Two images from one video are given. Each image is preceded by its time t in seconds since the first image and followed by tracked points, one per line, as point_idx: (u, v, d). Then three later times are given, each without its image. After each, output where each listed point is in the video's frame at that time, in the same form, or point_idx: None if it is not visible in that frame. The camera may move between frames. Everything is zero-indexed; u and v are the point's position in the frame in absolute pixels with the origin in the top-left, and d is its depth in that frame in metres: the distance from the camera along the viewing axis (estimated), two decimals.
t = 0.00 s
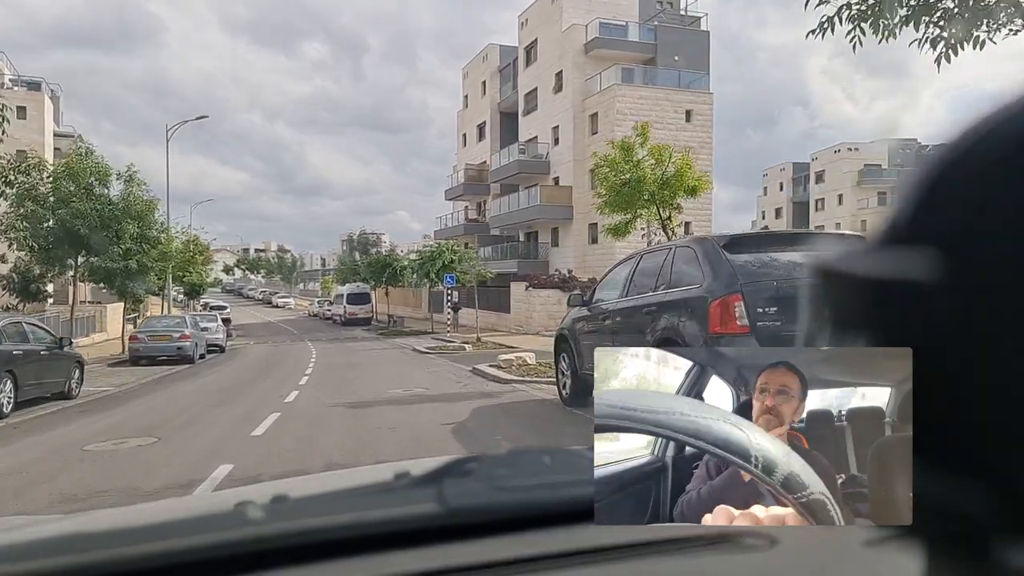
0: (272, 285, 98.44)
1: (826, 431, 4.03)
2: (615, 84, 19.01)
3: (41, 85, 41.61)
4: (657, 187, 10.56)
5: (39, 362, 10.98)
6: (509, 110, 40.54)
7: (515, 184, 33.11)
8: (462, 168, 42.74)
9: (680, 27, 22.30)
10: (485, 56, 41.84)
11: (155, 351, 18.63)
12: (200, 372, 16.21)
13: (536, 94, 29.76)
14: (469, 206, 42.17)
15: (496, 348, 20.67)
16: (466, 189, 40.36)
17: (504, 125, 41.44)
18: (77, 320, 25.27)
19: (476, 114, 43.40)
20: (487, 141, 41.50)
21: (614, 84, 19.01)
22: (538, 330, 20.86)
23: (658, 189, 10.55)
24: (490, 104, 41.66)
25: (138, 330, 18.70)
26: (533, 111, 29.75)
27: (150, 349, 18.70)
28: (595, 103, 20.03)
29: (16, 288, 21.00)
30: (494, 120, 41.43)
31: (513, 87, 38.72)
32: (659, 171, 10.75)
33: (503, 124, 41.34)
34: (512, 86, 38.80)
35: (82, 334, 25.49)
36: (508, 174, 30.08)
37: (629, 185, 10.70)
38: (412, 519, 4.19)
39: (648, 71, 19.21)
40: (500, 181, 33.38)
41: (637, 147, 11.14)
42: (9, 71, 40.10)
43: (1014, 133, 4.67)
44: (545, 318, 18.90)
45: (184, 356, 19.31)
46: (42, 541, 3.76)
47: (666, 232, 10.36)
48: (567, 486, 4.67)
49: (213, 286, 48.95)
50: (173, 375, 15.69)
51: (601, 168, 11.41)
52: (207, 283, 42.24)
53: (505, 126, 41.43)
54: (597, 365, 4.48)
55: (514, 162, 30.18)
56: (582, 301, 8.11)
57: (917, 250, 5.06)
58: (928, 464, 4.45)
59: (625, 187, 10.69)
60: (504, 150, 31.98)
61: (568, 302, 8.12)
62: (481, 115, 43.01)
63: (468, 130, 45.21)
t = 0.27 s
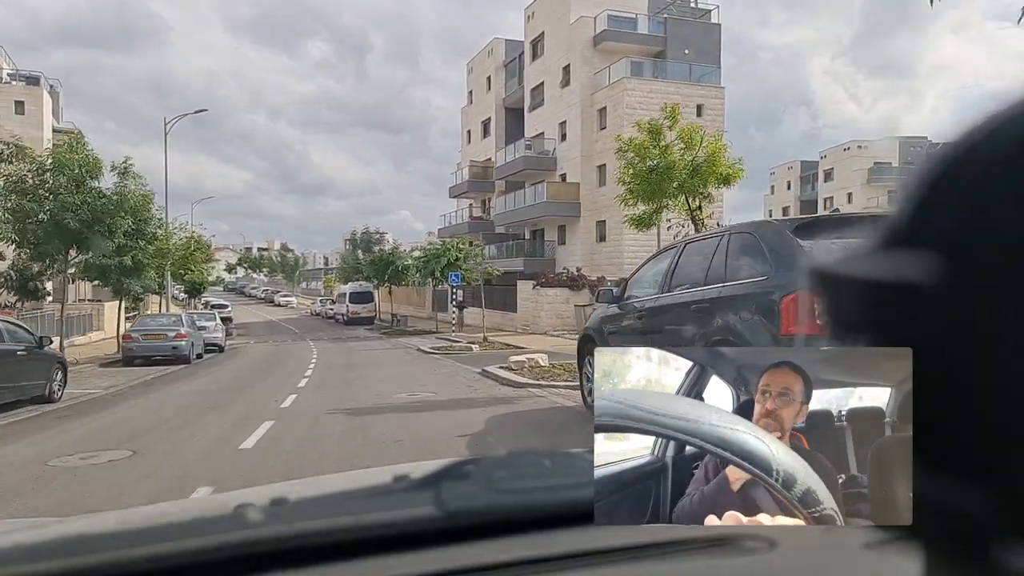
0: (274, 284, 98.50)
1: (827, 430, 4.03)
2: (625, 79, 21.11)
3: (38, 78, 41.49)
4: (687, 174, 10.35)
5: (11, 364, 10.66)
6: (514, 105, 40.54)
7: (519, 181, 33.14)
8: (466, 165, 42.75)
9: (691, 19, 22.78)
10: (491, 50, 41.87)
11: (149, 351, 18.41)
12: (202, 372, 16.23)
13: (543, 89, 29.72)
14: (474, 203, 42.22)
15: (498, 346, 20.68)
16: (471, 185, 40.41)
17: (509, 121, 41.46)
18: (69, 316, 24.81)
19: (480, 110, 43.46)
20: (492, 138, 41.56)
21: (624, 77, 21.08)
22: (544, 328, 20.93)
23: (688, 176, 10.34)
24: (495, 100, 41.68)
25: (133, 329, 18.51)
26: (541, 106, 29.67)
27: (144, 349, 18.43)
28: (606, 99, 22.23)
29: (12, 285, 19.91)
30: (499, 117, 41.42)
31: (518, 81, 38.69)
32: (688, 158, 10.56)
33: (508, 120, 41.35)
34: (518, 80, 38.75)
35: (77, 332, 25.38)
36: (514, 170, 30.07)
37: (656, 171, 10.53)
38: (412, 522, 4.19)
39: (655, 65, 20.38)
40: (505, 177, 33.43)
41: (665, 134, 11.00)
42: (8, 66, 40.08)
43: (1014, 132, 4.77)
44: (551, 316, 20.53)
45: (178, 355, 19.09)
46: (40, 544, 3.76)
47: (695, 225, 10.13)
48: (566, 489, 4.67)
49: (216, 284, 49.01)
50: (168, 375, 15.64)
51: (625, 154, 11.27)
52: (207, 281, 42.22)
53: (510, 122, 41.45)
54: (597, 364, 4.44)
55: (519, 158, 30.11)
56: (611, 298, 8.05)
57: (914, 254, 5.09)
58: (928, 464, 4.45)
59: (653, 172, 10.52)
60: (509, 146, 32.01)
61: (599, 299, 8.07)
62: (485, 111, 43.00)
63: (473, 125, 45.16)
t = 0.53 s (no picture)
0: (277, 283, 98.45)
1: (827, 430, 4.04)
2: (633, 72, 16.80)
3: (37, 73, 41.43)
4: (725, 160, 8.56)
5: None
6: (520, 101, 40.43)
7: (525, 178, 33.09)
8: (471, 162, 42.66)
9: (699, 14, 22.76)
10: (496, 45, 41.76)
11: (142, 350, 17.74)
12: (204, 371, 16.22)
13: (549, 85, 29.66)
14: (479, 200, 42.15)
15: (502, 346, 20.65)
16: (476, 183, 40.36)
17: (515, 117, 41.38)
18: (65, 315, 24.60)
19: (485, 107, 43.42)
20: (497, 135, 41.48)
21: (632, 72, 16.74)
22: (551, 327, 20.84)
23: (725, 162, 8.57)
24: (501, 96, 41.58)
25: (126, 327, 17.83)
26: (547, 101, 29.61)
27: (137, 348, 17.79)
28: (612, 91, 17.68)
29: (12, 284, 20.29)
30: (504, 113, 41.32)
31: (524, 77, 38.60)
32: (726, 141, 8.71)
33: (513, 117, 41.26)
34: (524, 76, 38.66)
35: (74, 332, 25.36)
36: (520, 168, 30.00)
37: (690, 156, 8.68)
38: (412, 522, 4.20)
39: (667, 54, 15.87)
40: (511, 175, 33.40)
41: (698, 111, 8.95)
42: (8, 63, 40.13)
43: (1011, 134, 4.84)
44: (559, 318, 19.31)
45: (174, 355, 18.43)
46: (41, 544, 3.77)
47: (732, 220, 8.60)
48: (567, 489, 4.68)
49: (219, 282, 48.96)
50: (164, 374, 15.53)
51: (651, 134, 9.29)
52: (208, 280, 42.13)
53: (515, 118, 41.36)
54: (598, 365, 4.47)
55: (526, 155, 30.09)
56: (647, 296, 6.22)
57: (915, 255, 5.11)
58: (925, 464, 4.46)
59: (685, 158, 8.67)
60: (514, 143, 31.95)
61: (633, 295, 6.30)
62: (491, 107, 42.92)
63: (478, 121, 45.06)
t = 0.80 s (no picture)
0: (280, 281, 98.58)
1: (827, 431, 4.05)
2: (643, 65, 18.46)
3: (37, 69, 41.42)
4: (766, 143, 9.41)
5: None
6: (525, 97, 40.42)
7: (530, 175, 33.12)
8: (476, 158, 42.66)
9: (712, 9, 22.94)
10: (501, 40, 41.74)
11: (134, 351, 16.99)
12: (205, 371, 16.26)
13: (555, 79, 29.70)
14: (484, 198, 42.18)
15: (506, 345, 20.66)
16: (480, 180, 40.40)
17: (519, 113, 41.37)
18: (60, 313, 24.36)
19: (490, 103, 43.51)
20: (502, 132, 41.53)
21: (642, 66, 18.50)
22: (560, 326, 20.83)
23: (764, 144, 9.45)
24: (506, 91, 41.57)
25: (117, 326, 17.02)
26: (553, 96, 29.57)
27: (130, 348, 17.06)
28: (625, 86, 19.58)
29: (9, 282, 20.16)
30: (509, 109, 41.32)
31: (529, 72, 38.57)
32: (764, 122, 9.64)
33: (519, 113, 41.24)
34: (530, 71, 38.63)
35: (71, 330, 25.31)
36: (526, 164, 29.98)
37: (727, 136, 9.51)
38: (414, 521, 4.20)
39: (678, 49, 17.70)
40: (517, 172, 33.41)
41: (737, 89, 9.96)
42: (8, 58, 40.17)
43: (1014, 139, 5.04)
44: (567, 316, 19.06)
45: (168, 355, 17.68)
46: (40, 544, 3.77)
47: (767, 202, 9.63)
48: (568, 488, 4.69)
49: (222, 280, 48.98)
50: (164, 374, 15.54)
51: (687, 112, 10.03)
52: (209, 278, 42.11)
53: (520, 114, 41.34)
54: (598, 364, 4.46)
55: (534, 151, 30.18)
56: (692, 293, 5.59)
57: (913, 253, 5.23)
58: (924, 464, 4.44)
59: (722, 139, 9.48)
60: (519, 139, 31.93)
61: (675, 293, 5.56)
62: (496, 103, 42.91)
63: (482, 118, 45.08)
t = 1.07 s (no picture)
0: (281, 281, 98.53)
1: (826, 431, 4.07)
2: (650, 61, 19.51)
3: (37, 65, 41.37)
4: (810, 125, 8.31)
5: None
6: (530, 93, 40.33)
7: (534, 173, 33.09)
8: (480, 156, 42.58)
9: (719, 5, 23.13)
10: (506, 37, 41.64)
11: (126, 350, 16.82)
12: (207, 371, 16.29)
13: (560, 75, 29.69)
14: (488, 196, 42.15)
15: (510, 345, 20.65)
16: (484, 179, 40.37)
17: (524, 110, 41.28)
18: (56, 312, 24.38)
19: (493, 100, 43.49)
20: (506, 130, 41.50)
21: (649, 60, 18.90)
22: (565, 326, 20.77)
23: (808, 125, 8.33)
24: (510, 88, 41.47)
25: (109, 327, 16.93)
26: (558, 93, 29.49)
27: (122, 349, 16.90)
28: (632, 79, 20.74)
29: (10, 281, 20.16)
30: (513, 106, 41.23)
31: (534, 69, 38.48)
32: (808, 100, 8.47)
33: (523, 110, 41.15)
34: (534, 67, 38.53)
35: (66, 330, 25.35)
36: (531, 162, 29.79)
37: (767, 118, 8.52)
38: (414, 521, 4.22)
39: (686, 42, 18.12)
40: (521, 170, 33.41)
41: (778, 63, 8.75)
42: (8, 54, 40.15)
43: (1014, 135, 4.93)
44: (577, 315, 19.35)
45: (162, 357, 17.27)
46: (41, 543, 3.79)
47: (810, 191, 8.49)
48: (569, 487, 4.71)
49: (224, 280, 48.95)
50: (165, 374, 15.57)
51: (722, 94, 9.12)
52: (211, 277, 42.10)
53: (524, 111, 41.25)
54: (596, 363, 4.42)
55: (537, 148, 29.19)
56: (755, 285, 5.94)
57: (912, 253, 5.28)
58: (925, 464, 4.44)
59: (762, 122, 8.54)
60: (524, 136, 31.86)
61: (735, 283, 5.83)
62: (500, 100, 42.81)
63: (487, 115, 45.03)
